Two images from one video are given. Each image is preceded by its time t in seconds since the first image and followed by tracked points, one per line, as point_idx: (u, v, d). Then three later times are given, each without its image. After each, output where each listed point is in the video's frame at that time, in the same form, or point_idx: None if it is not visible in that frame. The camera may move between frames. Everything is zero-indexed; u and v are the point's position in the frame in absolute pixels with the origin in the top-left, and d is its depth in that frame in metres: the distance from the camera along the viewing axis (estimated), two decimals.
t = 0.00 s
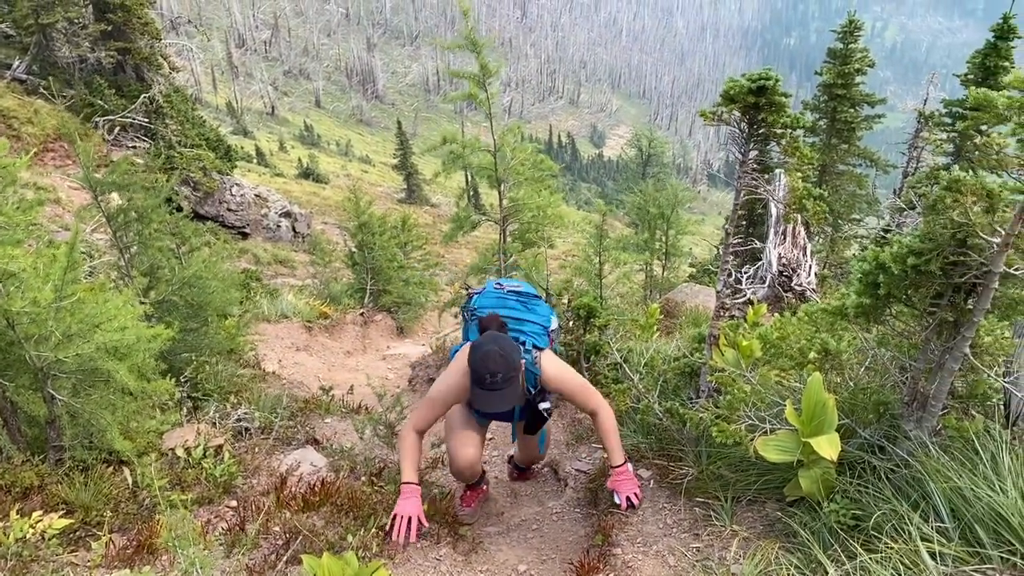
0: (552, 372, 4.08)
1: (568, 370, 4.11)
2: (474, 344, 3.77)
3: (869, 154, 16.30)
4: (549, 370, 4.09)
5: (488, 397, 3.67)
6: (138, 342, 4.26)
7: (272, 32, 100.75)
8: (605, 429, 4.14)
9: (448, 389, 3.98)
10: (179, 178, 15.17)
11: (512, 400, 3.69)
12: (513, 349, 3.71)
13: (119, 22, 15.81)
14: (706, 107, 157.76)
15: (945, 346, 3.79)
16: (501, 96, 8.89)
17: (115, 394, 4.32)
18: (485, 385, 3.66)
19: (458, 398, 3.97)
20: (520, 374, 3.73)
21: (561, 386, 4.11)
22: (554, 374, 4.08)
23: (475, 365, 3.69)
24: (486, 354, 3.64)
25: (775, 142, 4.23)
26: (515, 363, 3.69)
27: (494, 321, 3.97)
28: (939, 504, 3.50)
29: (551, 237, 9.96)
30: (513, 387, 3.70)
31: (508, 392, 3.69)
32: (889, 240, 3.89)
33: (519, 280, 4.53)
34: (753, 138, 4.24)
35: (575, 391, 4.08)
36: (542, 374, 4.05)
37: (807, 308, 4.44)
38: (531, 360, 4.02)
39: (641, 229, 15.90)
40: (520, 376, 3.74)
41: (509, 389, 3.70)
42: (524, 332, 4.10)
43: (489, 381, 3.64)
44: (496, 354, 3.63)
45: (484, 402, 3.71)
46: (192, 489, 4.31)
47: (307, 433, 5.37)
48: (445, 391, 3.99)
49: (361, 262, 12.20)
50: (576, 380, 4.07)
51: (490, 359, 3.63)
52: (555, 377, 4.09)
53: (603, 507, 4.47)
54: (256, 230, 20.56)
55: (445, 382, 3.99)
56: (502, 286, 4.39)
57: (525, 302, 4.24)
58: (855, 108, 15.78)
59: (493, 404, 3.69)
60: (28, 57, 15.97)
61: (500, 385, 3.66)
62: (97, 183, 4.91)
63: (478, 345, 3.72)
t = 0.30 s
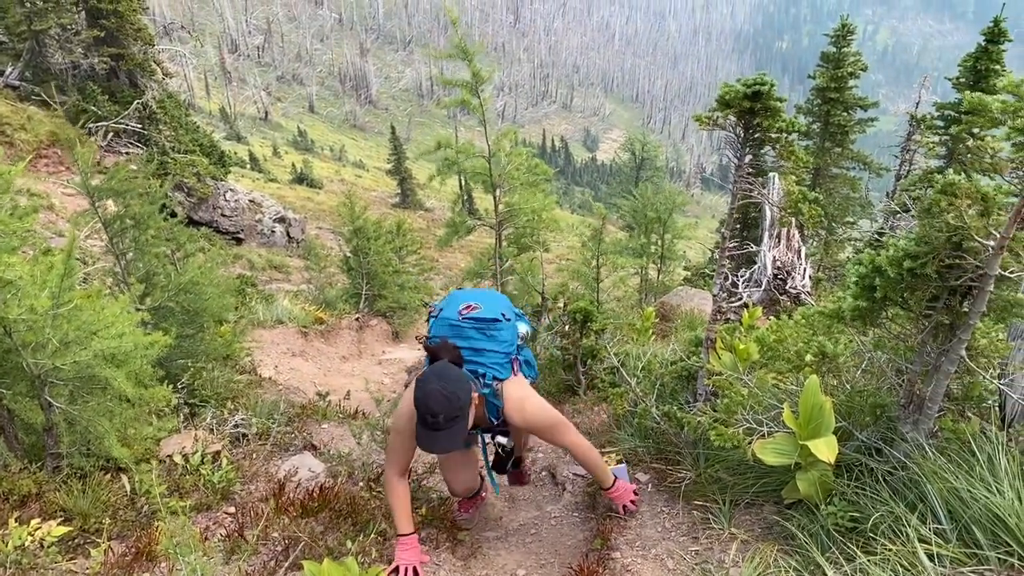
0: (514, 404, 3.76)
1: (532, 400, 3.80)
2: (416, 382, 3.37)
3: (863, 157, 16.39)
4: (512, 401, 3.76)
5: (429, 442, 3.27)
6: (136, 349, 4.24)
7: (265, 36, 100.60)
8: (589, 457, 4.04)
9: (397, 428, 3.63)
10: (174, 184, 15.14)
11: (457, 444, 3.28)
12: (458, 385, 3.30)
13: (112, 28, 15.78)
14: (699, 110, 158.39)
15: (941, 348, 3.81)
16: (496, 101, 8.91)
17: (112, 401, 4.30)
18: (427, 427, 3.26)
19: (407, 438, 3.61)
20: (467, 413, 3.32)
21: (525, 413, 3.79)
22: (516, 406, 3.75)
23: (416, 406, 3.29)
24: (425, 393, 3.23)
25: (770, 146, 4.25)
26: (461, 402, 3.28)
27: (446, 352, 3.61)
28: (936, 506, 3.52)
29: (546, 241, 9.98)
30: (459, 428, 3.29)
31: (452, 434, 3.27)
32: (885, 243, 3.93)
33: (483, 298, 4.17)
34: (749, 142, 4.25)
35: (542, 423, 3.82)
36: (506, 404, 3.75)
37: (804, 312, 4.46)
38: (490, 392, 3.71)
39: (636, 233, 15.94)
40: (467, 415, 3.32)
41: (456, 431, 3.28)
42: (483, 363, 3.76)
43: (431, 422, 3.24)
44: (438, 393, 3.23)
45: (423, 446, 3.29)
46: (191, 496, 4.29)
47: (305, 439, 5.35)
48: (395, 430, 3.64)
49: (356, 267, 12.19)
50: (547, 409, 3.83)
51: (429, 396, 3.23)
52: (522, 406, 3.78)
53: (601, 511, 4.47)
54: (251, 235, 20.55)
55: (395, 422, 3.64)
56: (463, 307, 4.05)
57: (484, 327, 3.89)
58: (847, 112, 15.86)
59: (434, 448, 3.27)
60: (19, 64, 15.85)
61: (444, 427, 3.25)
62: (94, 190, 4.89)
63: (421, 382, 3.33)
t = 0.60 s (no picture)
0: (505, 382, 3.77)
1: (519, 374, 3.84)
2: (416, 378, 3.28)
3: (855, 159, 16.46)
4: (502, 382, 3.76)
5: (444, 435, 3.25)
6: (131, 355, 4.23)
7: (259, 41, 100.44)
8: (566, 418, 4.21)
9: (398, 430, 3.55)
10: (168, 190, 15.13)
11: (471, 432, 3.30)
12: (462, 373, 3.27)
13: (105, 35, 15.75)
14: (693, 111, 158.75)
15: (934, 349, 3.84)
16: (490, 105, 8.92)
17: (108, 407, 4.27)
18: (438, 421, 3.22)
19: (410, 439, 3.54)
20: (475, 400, 3.33)
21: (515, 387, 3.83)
22: (508, 386, 3.77)
23: (423, 401, 3.22)
24: (433, 387, 3.17)
25: (763, 149, 4.28)
26: (468, 388, 3.28)
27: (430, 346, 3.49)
28: (931, 505, 3.55)
29: (541, 245, 9.99)
30: (471, 414, 3.30)
31: (465, 422, 3.28)
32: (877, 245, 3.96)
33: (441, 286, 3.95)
34: (741, 145, 4.28)
35: (530, 394, 3.92)
36: (497, 385, 3.76)
37: (797, 313, 4.48)
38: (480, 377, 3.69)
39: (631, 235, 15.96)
40: (475, 401, 3.33)
41: (467, 418, 3.29)
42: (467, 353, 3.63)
43: (442, 415, 3.20)
44: (445, 384, 3.19)
45: (437, 441, 3.26)
46: (187, 502, 4.28)
47: (301, 444, 5.35)
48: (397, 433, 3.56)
49: (351, 272, 12.20)
50: (532, 380, 3.92)
51: (437, 390, 3.18)
52: (511, 383, 3.81)
53: (597, 513, 4.48)
54: (245, 241, 20.55)
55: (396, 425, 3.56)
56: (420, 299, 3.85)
57: (452, 314, 3.68)
58: (840, 114, 15.91)
59: (449, 440, 3.26)
60: (13, 70, 15.80)
61: (456, 417, 3.24)
62: (88, 197, 4.88)
63: (422, 378, 3.25)
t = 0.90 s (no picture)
0: (531, 379, 3.70)
1: (544, 371, 3.83)
2: (451, 361, 3.28)
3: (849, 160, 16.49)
4: (529, 379, 3.70)
5: (479, 420, 3.17)
6: (127, 364, 4.23)
7: (254, 44, 100.31)
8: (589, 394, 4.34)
9: (426, 426, 3.47)
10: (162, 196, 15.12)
11: (505, 419, 3.23)
12: (497, 356, 3.27)
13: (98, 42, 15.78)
14: (689, 110, 158.76)
15: (927, 349, 3.86)
16: (484, 110, 8.93)
17: (105, 417, 4.27)
18: (473, 405, 3.16)
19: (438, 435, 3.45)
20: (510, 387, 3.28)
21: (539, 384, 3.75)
22: (536, 384, 3.71)
23: (456, 382, 3.18)
24: (469, 368, 3.15)
25: (755, 152, 4.30)
26: (504, 377, 3.24)
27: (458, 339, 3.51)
28: (925, 506, 3.58)
29: (537, 249, 10.01)
30: (505, 401, 3.24)
31: (499, 409, 3.21)
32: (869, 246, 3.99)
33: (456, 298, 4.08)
34: (733, 149, 4.31)
35: (555, 391, 3.86)
36: (526, 386, 3.67)
37: (791, 315, 4.51)
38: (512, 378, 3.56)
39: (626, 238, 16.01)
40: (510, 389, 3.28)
41: (500, 409, 3.22)
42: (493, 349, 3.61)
43: (477, 398, 3.15)
44: (482, 365, 3.17)
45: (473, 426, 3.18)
46: (184, 510, 4.28)
47: (298, 451, 5.38)
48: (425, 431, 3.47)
49: (348, 277, 12.23)
50: (556, 372, 3.91)
51: (473, 370, 3.15)
52: (536, 380, 3.74)
53: (595, 517, 4.51)
54: (241, 247, 20.61)
55: (424, 421, 3.48)
56: (437, 307, 3.92)
57: (471, 316, 3.76)
58: (833, 115, 15.93)
59: (485, 426, 3.19)
60: (6, 79, 15.81)
61: (488, 404, 3.17)
62: (83, 206, 4.89)
63: (455, 363, 3.24)
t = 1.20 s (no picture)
0: (563, 383, 3.21)
1: (578, 382, 3.27)
2: (473, 343, 2.88)
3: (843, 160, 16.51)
4: (560, 383, 3.22)
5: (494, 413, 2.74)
6: (125, 377, 4.27)
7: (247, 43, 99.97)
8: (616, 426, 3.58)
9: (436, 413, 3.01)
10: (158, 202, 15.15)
11: (523, 418, 2.78)
12: (526, 346, 2.83)
13: (92, 50, 16.10)
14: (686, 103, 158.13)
15: (916, 353, 3.90)
16: (478, 115, 8.92)
17: (104, 428, 4.28)
18: (490, 395, 2.74)
19: (448, 426, 2.97)
20: (535, 384, 2.83)
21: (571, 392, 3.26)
22: (568, 390, 3.21)
23: (474, 366, 2.78)
24: (490, 351, 2.75)
25: (743, 159, 4.53)
26: (529, 369, 2.80)
27: (488, 322, 3.11)
28: (916, 508, 3.64)
29: (531, 254, 10.05)
30: (526, 399, 2.79)
31: (517, 405, 2.77)
32: (858, 252, 4.05)
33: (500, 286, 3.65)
34: (724, 155, 4.53)
35: (587, 408, 3.31)
36: (556, 390, 3.16)
37: (782, 319, 4.66)
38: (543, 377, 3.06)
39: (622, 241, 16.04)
40: (535, 386, 2.83)
41: (520, 405, 2.78)
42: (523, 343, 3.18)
43: (494, 388, 2.73)
44: (505, 351, 2.76)
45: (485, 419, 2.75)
46: (183, 521, 4.31)
47: (296, 459, 5.42)
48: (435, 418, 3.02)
49: (344, 283, 12.27)
50: (591, 384, 3.32)
51: (496, 355, 2.75)
52: (568, 386, 3.24)
53: (592, 522, 4.58)
54: (237, 253, 20.64)
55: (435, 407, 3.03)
56: (475, 290, 3.52)
57: (510, 302, 3.36)
58: (825, 116, 15.92)
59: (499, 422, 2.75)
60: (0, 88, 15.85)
61: (505, 398, 2.75)
62: (80, 217, 4.91)
63: (479, 344, 2.84)
